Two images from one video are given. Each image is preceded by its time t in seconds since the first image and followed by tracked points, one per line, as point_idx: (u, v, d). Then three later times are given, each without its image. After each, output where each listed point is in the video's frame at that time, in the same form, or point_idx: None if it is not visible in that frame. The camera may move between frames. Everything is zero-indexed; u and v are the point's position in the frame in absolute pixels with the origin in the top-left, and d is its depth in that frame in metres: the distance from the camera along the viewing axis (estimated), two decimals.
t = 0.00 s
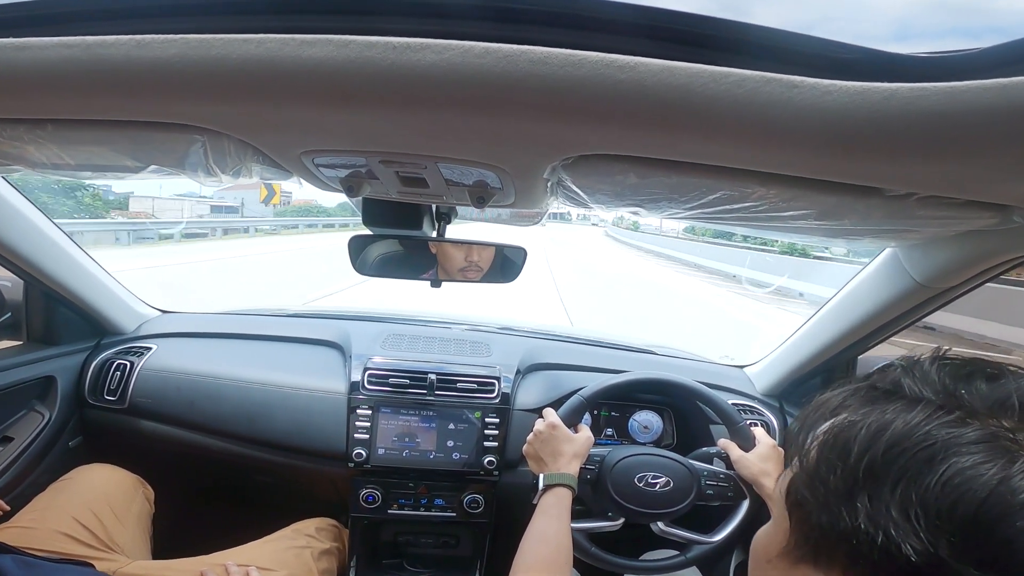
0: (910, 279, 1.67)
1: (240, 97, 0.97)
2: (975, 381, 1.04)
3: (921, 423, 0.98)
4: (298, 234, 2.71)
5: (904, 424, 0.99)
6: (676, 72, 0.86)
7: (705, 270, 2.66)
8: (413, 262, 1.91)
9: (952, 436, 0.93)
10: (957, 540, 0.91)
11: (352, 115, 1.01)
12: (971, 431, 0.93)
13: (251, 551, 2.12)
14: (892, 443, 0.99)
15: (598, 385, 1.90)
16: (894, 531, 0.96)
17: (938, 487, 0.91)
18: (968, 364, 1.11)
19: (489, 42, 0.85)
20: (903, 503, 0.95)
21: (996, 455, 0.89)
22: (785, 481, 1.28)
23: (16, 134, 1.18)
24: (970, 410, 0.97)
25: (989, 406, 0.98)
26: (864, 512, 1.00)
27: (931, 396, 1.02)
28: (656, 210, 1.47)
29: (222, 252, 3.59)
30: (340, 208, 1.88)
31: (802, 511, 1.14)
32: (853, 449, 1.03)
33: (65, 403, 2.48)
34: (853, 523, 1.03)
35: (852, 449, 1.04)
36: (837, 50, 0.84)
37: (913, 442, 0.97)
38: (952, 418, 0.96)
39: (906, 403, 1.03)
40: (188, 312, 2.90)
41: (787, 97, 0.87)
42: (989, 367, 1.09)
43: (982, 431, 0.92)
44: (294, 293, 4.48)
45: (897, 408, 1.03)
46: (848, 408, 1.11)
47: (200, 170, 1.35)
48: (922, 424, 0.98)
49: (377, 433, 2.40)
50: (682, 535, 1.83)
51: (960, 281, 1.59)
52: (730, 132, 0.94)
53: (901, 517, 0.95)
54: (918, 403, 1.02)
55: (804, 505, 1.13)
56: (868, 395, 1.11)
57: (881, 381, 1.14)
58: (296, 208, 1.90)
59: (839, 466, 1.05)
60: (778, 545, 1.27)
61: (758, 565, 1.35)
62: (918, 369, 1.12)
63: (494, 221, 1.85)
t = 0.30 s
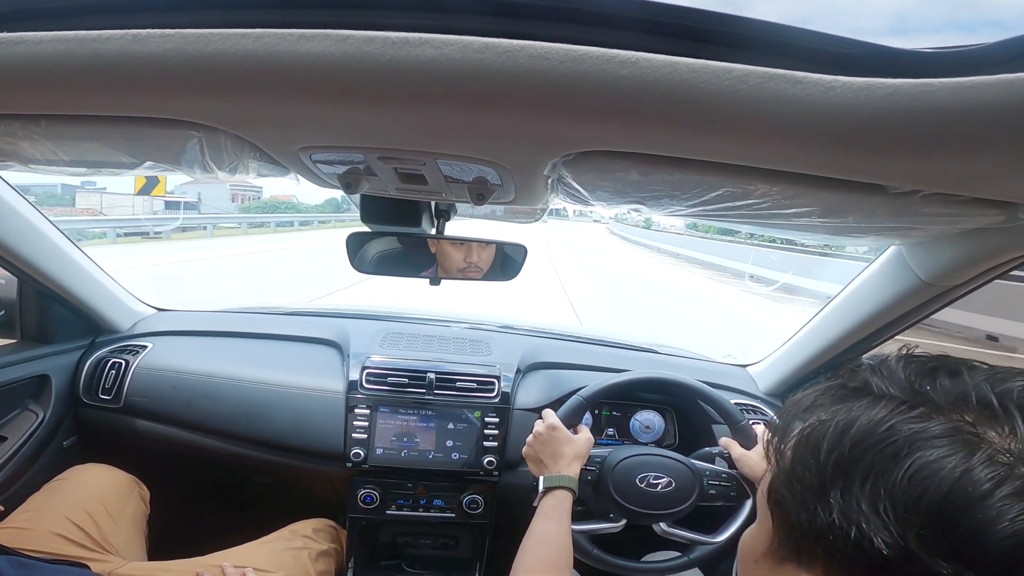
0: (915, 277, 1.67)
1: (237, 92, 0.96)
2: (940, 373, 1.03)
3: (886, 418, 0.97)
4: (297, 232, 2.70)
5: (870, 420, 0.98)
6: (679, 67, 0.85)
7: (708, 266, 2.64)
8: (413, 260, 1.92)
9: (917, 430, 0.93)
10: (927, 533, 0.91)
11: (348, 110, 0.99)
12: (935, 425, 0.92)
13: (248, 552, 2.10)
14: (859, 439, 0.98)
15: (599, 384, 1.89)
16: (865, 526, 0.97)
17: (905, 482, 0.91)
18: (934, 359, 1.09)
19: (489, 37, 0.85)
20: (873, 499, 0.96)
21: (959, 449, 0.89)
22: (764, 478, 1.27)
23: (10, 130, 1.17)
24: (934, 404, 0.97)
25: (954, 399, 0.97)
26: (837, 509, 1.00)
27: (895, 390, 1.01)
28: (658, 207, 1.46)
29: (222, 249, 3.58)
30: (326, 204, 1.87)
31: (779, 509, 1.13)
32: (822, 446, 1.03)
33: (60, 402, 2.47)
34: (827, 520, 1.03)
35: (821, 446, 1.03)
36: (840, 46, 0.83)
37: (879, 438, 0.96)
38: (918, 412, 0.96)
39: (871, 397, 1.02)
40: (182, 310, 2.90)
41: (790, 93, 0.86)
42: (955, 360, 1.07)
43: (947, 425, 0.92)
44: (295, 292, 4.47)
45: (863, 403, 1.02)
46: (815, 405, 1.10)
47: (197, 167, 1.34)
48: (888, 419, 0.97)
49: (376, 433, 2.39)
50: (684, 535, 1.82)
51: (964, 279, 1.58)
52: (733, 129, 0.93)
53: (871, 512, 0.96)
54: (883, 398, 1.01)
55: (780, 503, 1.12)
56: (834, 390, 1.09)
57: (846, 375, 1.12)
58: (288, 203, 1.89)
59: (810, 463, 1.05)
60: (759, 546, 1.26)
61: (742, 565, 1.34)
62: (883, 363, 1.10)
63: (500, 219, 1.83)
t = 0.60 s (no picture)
0: (921, 273, 1.65)
1: (233, 85, 0.94)
2: (1005, 385, 0.94)
3: (975, 444, 0.84)
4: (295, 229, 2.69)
5: (960, 450, 0.84)
6: (681, 62, 0.84)
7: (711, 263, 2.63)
8: (411, 256, 1.91)
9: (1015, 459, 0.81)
10: None
11: (347, 105, 0.98)
12: None
13: (246, 553, 2.09)
14: (945, 470, 0.84)
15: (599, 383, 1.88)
16: (956, 567, 0.84)
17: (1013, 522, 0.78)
18: (982, 365, 1.01)
19: (488, 31, 0.84)
20: (964, 537, 0.83)
21: None
22: (790, 497, 1.16)
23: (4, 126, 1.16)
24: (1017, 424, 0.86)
25: None
26: (917, 545, 0.88)
27: (968, 408, 0.90)
28: (660, 203, 1.45)
29: (221, 246, 3.57)
30: (315, 201, 1.85)
31: (822, 534, 1.02)
32: (896, 476, 0.89)
33: (54, 401, 2.46)
34: (902, 556, 0.90)
35: (899, 479, 0.89)
36: (845, 39, 0.82)
37: (973, 472, 0.82)
38: (1007, 436, 0.83)
39: (946, 419, 0.90)
40: (177, 308, 2.88)
41: (794, 88, 0.85)
42: (1005, 367, 1.00)
43: None
44: (296, 290, 4.46)
45: (938, 426, 0.89)
46: (876, 428, 0.96)
47: (193, 163, 1.33)
48: (975, 445, 0.84)
49: (374, 432, 2.37)
50: (687, 535, 1.82)
51: (970, 276, 1.57)
52: (736, 125, 0.92)
53: (963, 552, 0.83)
54: (961, 420, 0.89)
55: (832, 532, 1.00)
56: (894, 407, 0.97)
57: (900, 388, 1.00)
58: (282, 198, 1.88)
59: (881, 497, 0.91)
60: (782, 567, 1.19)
61: None
62: (934, 373, 1.00)
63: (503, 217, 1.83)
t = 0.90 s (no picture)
0: (927, 271, 1.65)
1: (232, 81, 0.93)
2: (1001, 386, 0.94)
3: (989, 451, 0.83)
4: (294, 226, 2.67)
5: (972, 459, 0.83)
6: (684, 57, 0.82)
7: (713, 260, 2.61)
8: (409, 253, 1.89)
9: None
10: None
11: (343, 100, 0.96)
12: None
13: (243, 554, 2.07)
14: (964, 480, 0.83)
15: (600, 382, 1.87)
16: None
17: None
18: (972, 364, 1.01)
19: (489, 26, 0.83)
20: (987, 546, 0.81)
21: None
22: (787, 506, 1.14)
23: None
24: None
25: None
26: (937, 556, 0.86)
27: (972, 413, 0.89)
28: (662, 200, 1.44)
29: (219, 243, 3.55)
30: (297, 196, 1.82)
31: (829, 544, 1.00)
32: (911, 488, 0.87)
33: (49, 401, 2.45)
34: (919, 567, 0.88)
35: (910, 490, 0.87)
36: (852, 34, 0.81)
37: (988, 482, 0.81)
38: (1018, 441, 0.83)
39: (953, 425, 0.89)
40: (173, 307, 2.86)
41: (799, 83, 0.83)
42: (996, 365, 1.00)
43: None
44: (297, 288, 4.44)
45: (947, 433, 0.88)
46: (878, 436, 0.94)
47: (188, 159, 1.31)
48: (989, 453, 0.83)
49: (373, 432, 2.36)
50: (690, 537, 1.80)
51: (976, 275, 1.56)
52: (741, 121, 0.91)
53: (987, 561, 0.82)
54: (966, 425, 0.88)
55: (841, 544, 0.98)
56: (897, 414, 0.95)
57: (897, 393, 0.98)
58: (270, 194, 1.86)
59: (893, 508, 0.89)
60: None
61: None
62: (929, 375, 0.99)
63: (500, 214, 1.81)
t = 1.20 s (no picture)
0: (932, 268, 1.64)
1: (230, 75, 0.92)
2: (1013, 382, 0.92)
3: (997, 444, 0.82)
4: (292, 223, 2.65)
5: (977, 451, 0.82)
6: (686, 50, 0.81)
7: (716, 257, 2.60)
8: (409, 250, 1.88)
9: None
10: None
11: (343, 94, 0.95)
12: None
13: (241, 555, 2.06)
14: (972, 473, 0.82)
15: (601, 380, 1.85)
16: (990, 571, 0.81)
17: None
18: (986, 362, 0.99)
19: (489, 19, 0.81)
20: (997, 540, 0.80)
21: None
22: (795, 501, 1.13)
23: None
24: None
25: None
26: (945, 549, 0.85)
27: (982, 407, 0.88)
28: (664, 195, 1.42)
29: (217, 239, 3.53)
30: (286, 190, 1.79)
31: (836, 539, 0.99)
32: (918, 480, 0.86)
33: (44, 400, 2.43)
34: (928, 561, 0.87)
35: (916, 481, 0.86)
36: (858, 28, 0.79)
37: (994, 475, 0.80)
38: None
39: (963, 419, 0.87)
40: (169, 305, 2.84)
41: (803, 78, 0.82)
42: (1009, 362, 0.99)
43: None
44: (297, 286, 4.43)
45: (956, 427, 0.87)
46: (887, 430, 0.93)
47: (184, 154, 1.30)
48: (998, 446, 0.82)
49: (372, 430, 2.35)
50: (693, 536, 1.79)
51: (983, 272, 1.55)
52: (745, 116, 0.89)
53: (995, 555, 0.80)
54: (975, 420, 0.87)
55: (848, 539, 0.97)
56: (907, 408, 0.94)
57: (909, 388, 0.97)
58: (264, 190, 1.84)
59: (898, 500, 0.88)
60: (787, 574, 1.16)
61: None
62: (941, 371, 0.98)
63: (496, 208, 1.81)
